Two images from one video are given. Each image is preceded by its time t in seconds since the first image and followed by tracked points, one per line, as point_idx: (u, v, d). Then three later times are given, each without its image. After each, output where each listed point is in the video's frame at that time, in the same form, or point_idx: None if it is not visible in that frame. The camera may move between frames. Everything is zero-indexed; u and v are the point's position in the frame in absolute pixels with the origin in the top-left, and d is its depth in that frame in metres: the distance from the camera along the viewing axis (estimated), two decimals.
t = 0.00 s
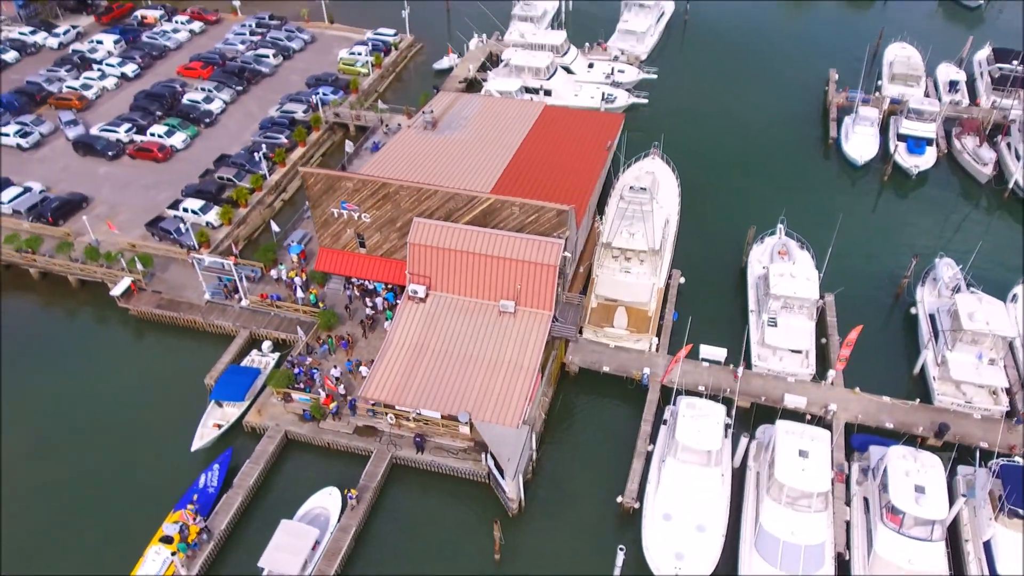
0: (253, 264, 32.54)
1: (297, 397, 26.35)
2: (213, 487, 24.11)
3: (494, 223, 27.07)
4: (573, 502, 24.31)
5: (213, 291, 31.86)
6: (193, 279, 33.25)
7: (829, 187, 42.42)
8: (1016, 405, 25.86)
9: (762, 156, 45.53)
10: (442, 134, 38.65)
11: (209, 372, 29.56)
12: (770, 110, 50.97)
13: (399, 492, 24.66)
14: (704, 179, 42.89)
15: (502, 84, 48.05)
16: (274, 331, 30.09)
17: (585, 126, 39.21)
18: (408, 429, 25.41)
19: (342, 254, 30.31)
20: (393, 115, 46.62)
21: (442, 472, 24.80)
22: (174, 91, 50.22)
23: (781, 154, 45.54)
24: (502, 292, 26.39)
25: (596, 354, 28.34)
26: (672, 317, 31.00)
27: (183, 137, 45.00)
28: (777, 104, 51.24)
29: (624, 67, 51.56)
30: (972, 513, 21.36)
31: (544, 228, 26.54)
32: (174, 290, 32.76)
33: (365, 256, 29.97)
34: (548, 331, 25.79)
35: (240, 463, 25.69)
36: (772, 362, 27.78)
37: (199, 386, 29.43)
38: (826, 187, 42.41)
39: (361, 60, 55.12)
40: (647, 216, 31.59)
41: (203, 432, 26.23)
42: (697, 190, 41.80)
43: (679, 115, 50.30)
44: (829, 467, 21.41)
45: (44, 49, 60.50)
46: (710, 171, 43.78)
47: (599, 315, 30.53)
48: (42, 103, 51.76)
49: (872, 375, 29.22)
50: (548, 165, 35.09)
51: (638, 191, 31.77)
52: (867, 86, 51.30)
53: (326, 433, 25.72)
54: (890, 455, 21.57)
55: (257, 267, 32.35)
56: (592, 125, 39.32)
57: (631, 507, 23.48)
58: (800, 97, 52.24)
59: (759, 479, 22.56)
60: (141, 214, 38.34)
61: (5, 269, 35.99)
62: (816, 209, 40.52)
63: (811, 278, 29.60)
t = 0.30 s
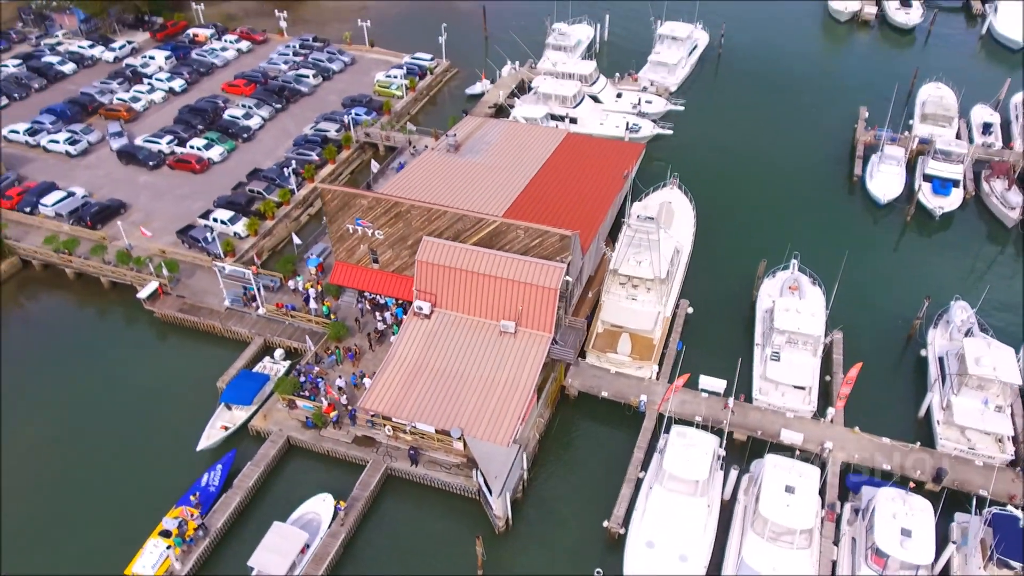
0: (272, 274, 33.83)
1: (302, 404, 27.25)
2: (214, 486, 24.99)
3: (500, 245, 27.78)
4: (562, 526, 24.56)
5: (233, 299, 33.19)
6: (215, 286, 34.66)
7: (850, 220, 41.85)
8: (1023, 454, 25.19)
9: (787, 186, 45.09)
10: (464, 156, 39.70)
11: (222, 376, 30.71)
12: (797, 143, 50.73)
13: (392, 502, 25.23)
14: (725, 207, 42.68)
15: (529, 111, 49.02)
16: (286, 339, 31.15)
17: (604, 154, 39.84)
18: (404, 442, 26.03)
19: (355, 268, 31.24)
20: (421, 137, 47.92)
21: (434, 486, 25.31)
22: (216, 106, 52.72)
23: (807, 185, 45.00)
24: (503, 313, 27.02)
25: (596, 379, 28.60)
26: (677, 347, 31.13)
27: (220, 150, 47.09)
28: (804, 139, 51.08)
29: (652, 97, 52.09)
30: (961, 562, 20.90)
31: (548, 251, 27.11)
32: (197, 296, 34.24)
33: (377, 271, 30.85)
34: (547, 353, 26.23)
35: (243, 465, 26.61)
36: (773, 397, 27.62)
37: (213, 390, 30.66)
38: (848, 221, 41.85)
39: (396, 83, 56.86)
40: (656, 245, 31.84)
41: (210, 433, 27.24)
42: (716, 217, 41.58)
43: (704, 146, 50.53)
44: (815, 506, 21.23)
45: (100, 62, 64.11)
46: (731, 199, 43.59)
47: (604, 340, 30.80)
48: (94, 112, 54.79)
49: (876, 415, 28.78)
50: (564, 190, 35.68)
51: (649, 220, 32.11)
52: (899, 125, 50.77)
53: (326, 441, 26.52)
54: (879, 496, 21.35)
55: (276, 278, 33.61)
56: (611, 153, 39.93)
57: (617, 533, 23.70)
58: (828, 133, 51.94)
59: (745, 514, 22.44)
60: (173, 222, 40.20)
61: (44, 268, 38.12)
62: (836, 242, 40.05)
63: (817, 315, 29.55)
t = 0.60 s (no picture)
0: (294, 285, 35.18)
1: (309, 412, 28.22)
2: (220, 485, 25.96)
3: (507, 267, 28.46)
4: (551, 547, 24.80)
5: (256, 308, 34.60)
6: (240, 294, 36.18)
7: (873, 257, 41.27)
8: None
9: (811, 220, 44.78)
10: (487, 179, 40.72)
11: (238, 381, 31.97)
12: (827, 178, 50.37)
13: (388, 512, 25.92)
14: (745, 239, 42.64)
15: (556, 137, 49.91)
16: (301, 349, 32.30)
17: (625, 182, 40.38)
18: (403, 454, 26.73)
19: (371, 283, 32.30)
20: (449, 159, 49.10)
21: (429, 499, 25.93)
22: (259, 122, 55.07)
23: (832, 220, 44.58)
24: (507, 334, 27.63)
25: (597, 403, 28.91)
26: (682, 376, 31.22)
27: (258, 165, 49.16)
28: (833, 174, 50.74)
29: (680, 128, 52.52)
30: None
31: (553, 275, 27.67)
32: (223, 303, 35.79)
33: (391, 287, 31.83)
34: (546, 374, 26.70)
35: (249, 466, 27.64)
36: (775, 432, 27.41)
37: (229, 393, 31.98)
38: (871, 258, 41.21)
39: (432, 106, 58.46)
40: (667, 274, 32.03)
41: (221, 434, 28.33)
42: (735, 249, 41.61)
43: (730, 178, 50.63)
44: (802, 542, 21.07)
45: (156, 78, 67.75)
46: (753, 231, 43.54)
47: (610, 366, 31.08)
48: (145, 125, 57.80)
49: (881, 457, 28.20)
50: (581, 216, 36.20)
51: (660, 249, 32.41)
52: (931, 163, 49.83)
53: (330, 449, 27.39)
54: (868, 536, 21.16)
55: (297, 289, 34.95)
56: (632, 182, 40.40)
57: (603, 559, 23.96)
58: (859, 170, 51.46)
59: (731, 545, 22.34)
60: (207, 231, 42.11)
61: (84, 269, 40.37)
62: (858, 278, 39.41)
63: (824, 352, 29.34)
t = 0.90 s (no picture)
0: (315, 297, 36.54)
1: (317, 418, 29.22)
2: (227, 484, 27.06)
3: (514, 287, 29.21)
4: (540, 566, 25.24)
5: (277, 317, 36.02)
6: (264, 303, 37.71)
7: (895, 293, 40.70)
8: None
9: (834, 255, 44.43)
10: (509, 202, 41.71)
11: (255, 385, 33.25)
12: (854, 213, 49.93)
13: (384, 521, 26.69)
14: (764, 270, 42.55)
15: (582, 164, 50.75)
16: (316, 358, 33.47)
17: (643, 210, 40.88)
18: (403, 464, 27.48)
19: (386, 297, 33.39)
20: (476, 181, 50.31)
21: (425, 510, 26.60)
22: (298, 140, 57.35)
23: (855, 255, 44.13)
24: (510, 352, 28.30)
25: (597, 426, 29.25)
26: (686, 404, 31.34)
27: (293, 181, 51.21)
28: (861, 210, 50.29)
29: (707, 159, 52.79)
30: None
31: (558, 297, 28.29)
32: (247, 311, 37.34)
33: (404, 302, 32.84)
34: (546, 394, 27.27)
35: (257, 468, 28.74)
36: (774, 464, 27.35)
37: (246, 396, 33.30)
38: (892, 294, 40.64)
39: (464, 129, 59.94)
40: (675, 301, 32.35)
41: (233, 435, 29.51)
42: (754, 280, 41.52)
43: (755, 210, 50.62)
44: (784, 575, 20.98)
45: (207, 95, 71.13)
46: (773, 263, 43.42)
47: (614, 390, 31.44)
48: (192, 139, 60.68)
49: (885, 491, 27.85)
50: (597, 240, 36.80)
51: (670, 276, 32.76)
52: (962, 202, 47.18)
53: (334, 456, 28.30)
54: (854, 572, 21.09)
55: (318, 300, 36.30)
56: (651, 209, 40.89)
57: None
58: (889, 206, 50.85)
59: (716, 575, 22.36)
60: (240, 242, 44.03)
61: (123, 273, 42.58)
62: (878, 312, 38.81)
63: (829, 386, 29.15)
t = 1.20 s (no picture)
0: (335, 309, 37.97)
1: (326, 425, 30.35)
2: (237, 484, 28.39)
3: (521, 307, 29.96)
4: None
5: (298, 327, 37.54)
6: (288, 312, 39.29)
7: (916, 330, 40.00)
8: None
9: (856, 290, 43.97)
10: (530, 224, 42.65)
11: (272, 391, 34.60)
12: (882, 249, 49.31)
13: (382, 529, 27.52)
14: (783, 302, 42.34)
15: (605, 190, 51.53)
16: (331, 367, 34.69)
17: (661, 237, 41.37)
18: (402, 473, 28.29)
19: (400, 311, 34.44)
20: (501, 203, 51.53)
21: (421, 520, 27.42)
22: (335, 159, 59.55)
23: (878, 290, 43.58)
24: (512, 371, 29.04)
25: (596, 447, 29.67)
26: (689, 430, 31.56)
27: (327, 197, 53.19)
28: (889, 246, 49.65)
29: (732, 190, 52.91)
30: None
31: (561, 319, 28.93)
32: (271, 319, 38.97)
33: (417, 317, 33.83)
34: (545, 413, 27.87)
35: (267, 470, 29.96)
36: (771, 497, 27.33)
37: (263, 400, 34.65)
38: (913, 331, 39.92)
39: (495, 153, 61.28)
40: (682, 327, 32.65)
41: (246, 438, 30.78)
42: (770, 310, 41.39)
43: (780, 242, 50.45)
44: None
45: (254, 112, 74.37)
46: (792, 295, 43.24)
47: (616, 413, 31.85)
48: (235, 153, 63.51)
49: (885, 524, 27.56)
50: (610, 265, 37.40)
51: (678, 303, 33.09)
52: (991, 243, 45.68)
53: (339, 462, 29.32)
54: None
55: (338, 313, 37.75)
56: (669, 237, 41.35)
57: None
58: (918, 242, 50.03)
59: None
60: (271, 254, 45.94)
61: (160, 278, 44.80)
62: (897, 348, 38.19)
63: (833, 421, 28.97)
